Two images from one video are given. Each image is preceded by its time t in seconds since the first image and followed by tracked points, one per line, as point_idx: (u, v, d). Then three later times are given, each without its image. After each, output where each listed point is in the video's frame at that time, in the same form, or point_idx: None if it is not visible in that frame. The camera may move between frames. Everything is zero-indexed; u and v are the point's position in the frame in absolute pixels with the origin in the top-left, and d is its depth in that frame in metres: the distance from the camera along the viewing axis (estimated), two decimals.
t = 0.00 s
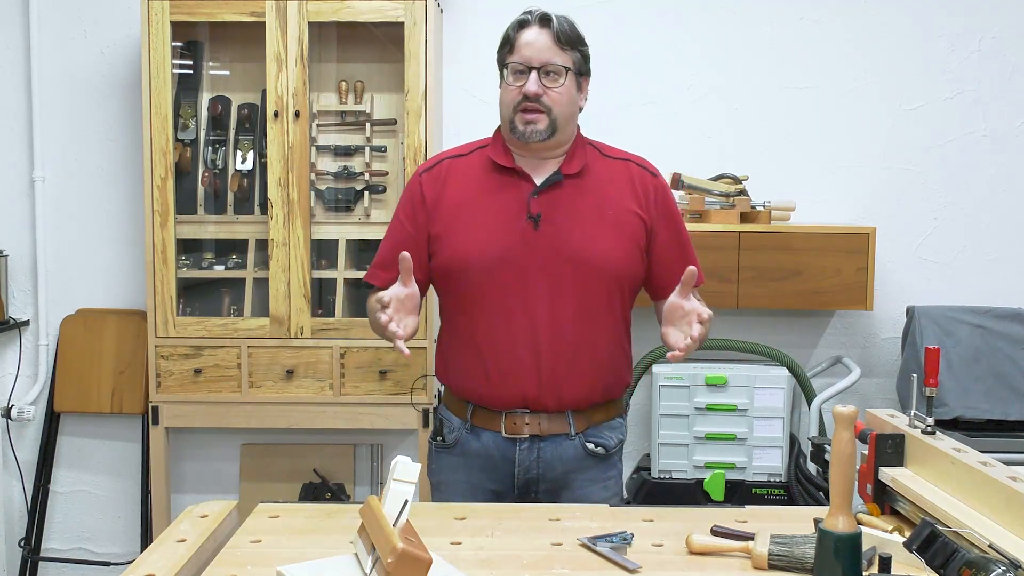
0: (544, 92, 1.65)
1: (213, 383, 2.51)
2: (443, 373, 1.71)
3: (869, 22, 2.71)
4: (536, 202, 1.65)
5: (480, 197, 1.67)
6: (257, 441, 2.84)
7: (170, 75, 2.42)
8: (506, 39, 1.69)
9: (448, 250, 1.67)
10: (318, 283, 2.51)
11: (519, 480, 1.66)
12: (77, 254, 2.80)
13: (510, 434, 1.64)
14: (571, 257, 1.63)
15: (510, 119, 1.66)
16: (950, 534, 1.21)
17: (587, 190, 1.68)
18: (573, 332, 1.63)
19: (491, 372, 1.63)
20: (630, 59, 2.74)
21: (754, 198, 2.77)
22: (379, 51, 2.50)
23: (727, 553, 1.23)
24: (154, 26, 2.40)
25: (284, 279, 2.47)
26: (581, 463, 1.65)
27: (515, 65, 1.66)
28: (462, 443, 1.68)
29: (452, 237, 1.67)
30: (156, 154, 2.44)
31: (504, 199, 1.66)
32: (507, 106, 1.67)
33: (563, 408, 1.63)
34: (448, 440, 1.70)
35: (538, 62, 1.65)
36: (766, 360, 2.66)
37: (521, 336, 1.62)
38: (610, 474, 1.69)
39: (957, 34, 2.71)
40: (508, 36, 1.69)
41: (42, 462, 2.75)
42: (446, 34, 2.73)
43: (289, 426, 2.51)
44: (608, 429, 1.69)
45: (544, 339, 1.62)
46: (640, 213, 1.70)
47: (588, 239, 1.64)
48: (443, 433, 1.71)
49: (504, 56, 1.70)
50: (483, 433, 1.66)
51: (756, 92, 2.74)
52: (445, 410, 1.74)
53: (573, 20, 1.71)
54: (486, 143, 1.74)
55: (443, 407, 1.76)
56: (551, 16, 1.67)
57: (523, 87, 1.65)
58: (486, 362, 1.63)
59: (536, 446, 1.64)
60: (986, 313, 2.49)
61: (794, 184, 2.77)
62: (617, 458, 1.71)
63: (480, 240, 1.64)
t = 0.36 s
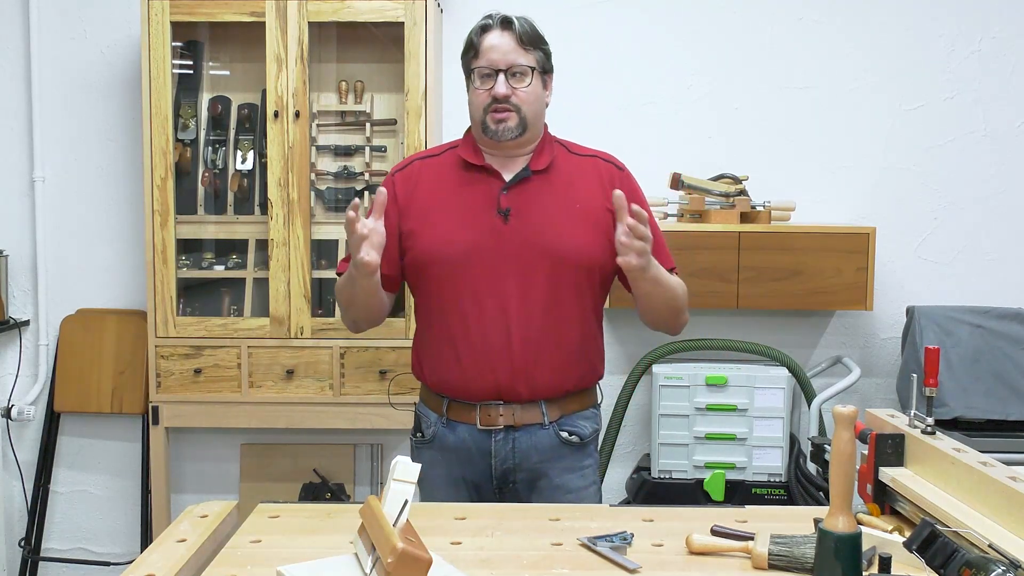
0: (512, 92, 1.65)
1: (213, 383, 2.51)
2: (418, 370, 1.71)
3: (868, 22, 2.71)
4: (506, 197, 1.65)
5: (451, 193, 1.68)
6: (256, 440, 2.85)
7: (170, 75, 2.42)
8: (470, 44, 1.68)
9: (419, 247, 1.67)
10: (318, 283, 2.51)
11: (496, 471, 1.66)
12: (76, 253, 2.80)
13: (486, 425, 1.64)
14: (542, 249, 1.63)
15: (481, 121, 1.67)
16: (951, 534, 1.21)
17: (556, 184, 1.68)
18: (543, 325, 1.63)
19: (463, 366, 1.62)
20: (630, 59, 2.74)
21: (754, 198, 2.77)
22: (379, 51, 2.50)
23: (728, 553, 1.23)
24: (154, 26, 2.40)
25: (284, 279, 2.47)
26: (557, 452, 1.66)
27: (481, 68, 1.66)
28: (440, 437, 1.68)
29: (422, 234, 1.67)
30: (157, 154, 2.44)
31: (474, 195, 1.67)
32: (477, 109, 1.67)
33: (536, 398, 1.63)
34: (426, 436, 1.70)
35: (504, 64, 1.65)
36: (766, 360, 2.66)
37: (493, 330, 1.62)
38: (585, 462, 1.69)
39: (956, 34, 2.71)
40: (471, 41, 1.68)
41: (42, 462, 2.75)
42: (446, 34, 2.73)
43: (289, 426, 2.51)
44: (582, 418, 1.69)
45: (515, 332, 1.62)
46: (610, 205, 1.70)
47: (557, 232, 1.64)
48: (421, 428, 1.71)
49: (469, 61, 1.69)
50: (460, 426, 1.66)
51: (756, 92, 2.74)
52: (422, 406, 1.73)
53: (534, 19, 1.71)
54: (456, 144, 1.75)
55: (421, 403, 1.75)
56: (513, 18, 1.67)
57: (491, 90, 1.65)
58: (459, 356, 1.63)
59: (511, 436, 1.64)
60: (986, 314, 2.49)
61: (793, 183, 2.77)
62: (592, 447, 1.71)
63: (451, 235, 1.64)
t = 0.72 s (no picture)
0: (484, 114, 1.62)
1: (213, 383, 2.51)
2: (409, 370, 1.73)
3: (868, 21, 2.71)
4: (486, 200, 1.65)
5: (432, 198, 1.69)
6: (256, 440, 2.85)
7: (170, 75, 2.42)
8: (441, 61, 1.64)
9: (403, 251, 1.68)
10: (319, 283, 2.50)
11: (484, 467, 1.66)
12: (75, 253, 2.80)
13: (473, 421, 1.64)
14: (522, 250, 1.63)
15: (456, 141, 1.65)
16: (951, 534, 1.21)
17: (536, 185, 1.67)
18: (527, 325, 1.63)
19: (449, 368, 1.63)
20: (630, 59, 2.74)
21: (754, 198, 2.77)
22: (380, 51, 2.50)
23: (728, 553, 1.23)
24: (154, 26, 2.40)
25: (284, 279, 2.47)
26: (544, 448, 1.65)
27: (452, 89, 1.62)
28: (430, 432, 1.68)
29: (408, 239, 1.68)
30: (157, 155, 2.44)
31: (455, 198, 1.67)
32: (451, 129, 1.64)
33: (522, 396, 1.64)
34: (418, 431, 1.71)
35: (474, 85, 1.61)
36: (766, 360, 2.65)
37: (475, 330, 1.62)
38: (573, 457, 1.68)
39: (956, 34, 2.71)
40: (442, 59, 1.64)
41: (42, 462, 2.75)
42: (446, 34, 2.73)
43: (289, 427, 2.51)
44: (570, 414, 1.69)
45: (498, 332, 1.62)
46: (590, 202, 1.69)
47: (537, 232, 1.64)
48: (414, 423, 1.73)
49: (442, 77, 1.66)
50: (448, 421, 1.66)
51: (756, 92, 2.74)
52: (416, 402, 1.74)
53: (504, 28, 1.65)
54: (438, 148, 1.75)
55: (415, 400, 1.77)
56: (480, 33, 1.61)
57: (463, 112, 1.62)
58: (443, 357, 1.64)
59: (498, 431, 1.64)
60: (986, 314, 2.49)
61: (793, 183, 2.77)
62: (580, 442, 1.70)
63: (432, 239, 1.65)
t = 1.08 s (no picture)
0: (474, 120, 1.60)
1: (213, 383, 2.51)
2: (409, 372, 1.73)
3: (868, 21, 2.71)
4: (481, 204, 1.65)
5: (428, 201, 1.68)
6: (256, 440, 2.85)
7: (170, 75, 2.42)
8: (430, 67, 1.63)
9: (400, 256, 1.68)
10: (318, 283, 2.50)
11: (484, 467, 1.66)
12: (75, 253, 2.80)
13: (473, 422, 1.64)
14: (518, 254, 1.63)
15: (449, 146, 1.64)
16: (951, 534, 1.21)
17: (532, 187, 1.67)
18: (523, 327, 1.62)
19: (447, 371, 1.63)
20: (630, 59, 2.74)
21: (754, 198, 2.77)
22: (379, 51, 2.50)
23: (728, 553, 1.23)
24: (154, 26, 2.40)
25: (284, 279, 2.47)
26: (544, 447, 1.65)
27: (442, 97, 1.61)
28: (430, 433, 1.68)
29: (405, 244, 1.68)
30: (157, 155, 2.44)
31: (450, 202, 1.67)
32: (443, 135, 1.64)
33: (521, 397, 1.64)
34: (418, 431, 1.70)
35: (463, 91, 1.59)
36: (766, 360, 2.65)
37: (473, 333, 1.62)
38: (572, 456, 1.68)
39: (956, 34, 2.71)
40: (431, 65, 1.62)
41: (42, 462, 2.75)
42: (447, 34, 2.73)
43: (289, 427, 2.51)
44: (570, 413, 1.69)
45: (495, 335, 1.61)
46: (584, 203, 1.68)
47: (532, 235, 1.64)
48: (414, 424, 1.72)
49: (431, 83, 1.64)
50: (448, 422, 1.66)
51: (756, 92, 2.74)
52: (416, 402, 1.74)
53: (492, 32, 1.62)
54: (432, 151, 1.74)
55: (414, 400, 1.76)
56: (467, 39, 1.59)
57: (453, 118, 1.61)
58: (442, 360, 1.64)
59: (498, 431, 1.64)
60: (986, 313, 2.49)
61: (793, 183, 2.77)
62: (580, 440, 1.70)
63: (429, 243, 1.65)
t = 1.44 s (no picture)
0: (484, 104, 1.61)
1: (213, 383, 2.51)
2: (406, 370, 1.73)
3: (868, 21, 2.71)
4: (483, 202, 1.65)
5: (429, 199, 1.68)
6: (256, 440, 2.85)
7: (170, 75, 2.42)
8: (437, 57, 1.64)
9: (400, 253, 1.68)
10: (319, 283, 2.50)
11: (479, 466, 1.66)
12: (75, 253, 2.80)
13: (469, 421, 1.64)
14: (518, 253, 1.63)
15: (457, 133, 1.63)
16: (951, 534, 1.21)
17: (533, 186, 1.67)
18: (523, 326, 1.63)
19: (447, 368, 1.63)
20: (630, 59, 2.74)
21: (754, 198, 2.77)
22: (379, 51, 2.50)
23: (727, 553, 1.23)
24: (154, 25, 2.40)
25: (284, 279, 2.47)
26: (540, 446, 1.65)
27: (451, 83, 1.61)
28: (425, 433, 1.68)
29: (407, 241, 1.68)
30: (157, 155, 2.44)
31: (452, 200, 1.67)
32: (452, 122, 1.63)
33: (519, 396, 1.64)
34: (413, 431, 1.70)
35: (472, 76, 1.60)
36: (766, 360, 2.65)
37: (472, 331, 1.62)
38: (569, 455, 1.68)
39: (956, 34, 2.71)
40: (438, 55, 1.64)
41: (42, 462, 2.75)
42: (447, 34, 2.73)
43: (289, 427, 2.51)
44: (566, 412, 1.69)
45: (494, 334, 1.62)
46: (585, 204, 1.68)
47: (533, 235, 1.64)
48: (409, 423, 1.72)
49: (439, 74, 1.66)
50: (444, 421, 1.66)
51: (755, 92, 2.74)
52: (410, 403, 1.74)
53: (499, 23, 1.65)
54: (434, 148, 1.74)
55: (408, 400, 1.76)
56: (476, 26, 1.62)
57: (463, 104, 1.62)
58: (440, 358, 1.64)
59: (494, 430, 1.64)
60: (986, 313, 2.49)
61: (793, 183, 2.77)
62: (576, 440, 1.70)
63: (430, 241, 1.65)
